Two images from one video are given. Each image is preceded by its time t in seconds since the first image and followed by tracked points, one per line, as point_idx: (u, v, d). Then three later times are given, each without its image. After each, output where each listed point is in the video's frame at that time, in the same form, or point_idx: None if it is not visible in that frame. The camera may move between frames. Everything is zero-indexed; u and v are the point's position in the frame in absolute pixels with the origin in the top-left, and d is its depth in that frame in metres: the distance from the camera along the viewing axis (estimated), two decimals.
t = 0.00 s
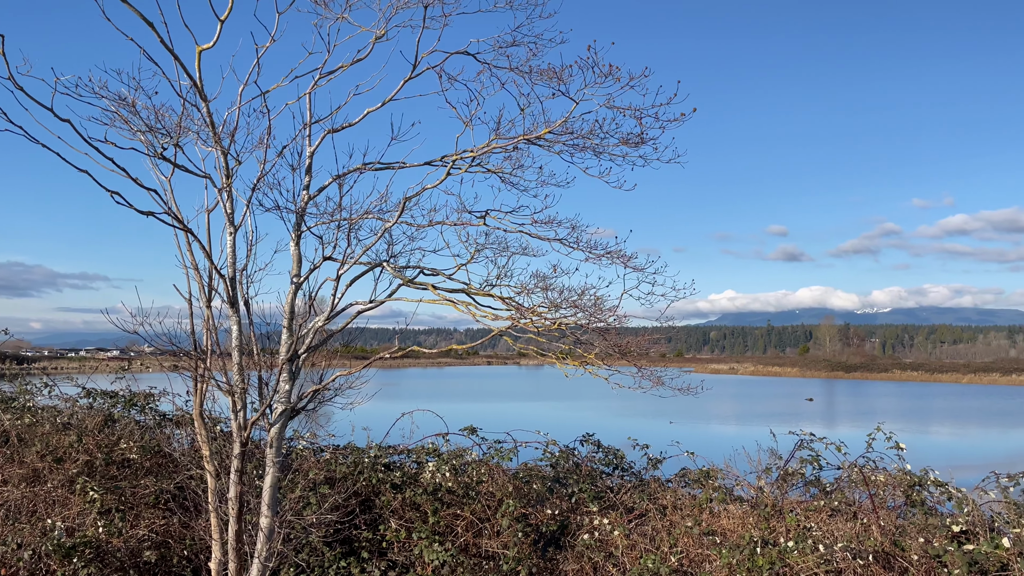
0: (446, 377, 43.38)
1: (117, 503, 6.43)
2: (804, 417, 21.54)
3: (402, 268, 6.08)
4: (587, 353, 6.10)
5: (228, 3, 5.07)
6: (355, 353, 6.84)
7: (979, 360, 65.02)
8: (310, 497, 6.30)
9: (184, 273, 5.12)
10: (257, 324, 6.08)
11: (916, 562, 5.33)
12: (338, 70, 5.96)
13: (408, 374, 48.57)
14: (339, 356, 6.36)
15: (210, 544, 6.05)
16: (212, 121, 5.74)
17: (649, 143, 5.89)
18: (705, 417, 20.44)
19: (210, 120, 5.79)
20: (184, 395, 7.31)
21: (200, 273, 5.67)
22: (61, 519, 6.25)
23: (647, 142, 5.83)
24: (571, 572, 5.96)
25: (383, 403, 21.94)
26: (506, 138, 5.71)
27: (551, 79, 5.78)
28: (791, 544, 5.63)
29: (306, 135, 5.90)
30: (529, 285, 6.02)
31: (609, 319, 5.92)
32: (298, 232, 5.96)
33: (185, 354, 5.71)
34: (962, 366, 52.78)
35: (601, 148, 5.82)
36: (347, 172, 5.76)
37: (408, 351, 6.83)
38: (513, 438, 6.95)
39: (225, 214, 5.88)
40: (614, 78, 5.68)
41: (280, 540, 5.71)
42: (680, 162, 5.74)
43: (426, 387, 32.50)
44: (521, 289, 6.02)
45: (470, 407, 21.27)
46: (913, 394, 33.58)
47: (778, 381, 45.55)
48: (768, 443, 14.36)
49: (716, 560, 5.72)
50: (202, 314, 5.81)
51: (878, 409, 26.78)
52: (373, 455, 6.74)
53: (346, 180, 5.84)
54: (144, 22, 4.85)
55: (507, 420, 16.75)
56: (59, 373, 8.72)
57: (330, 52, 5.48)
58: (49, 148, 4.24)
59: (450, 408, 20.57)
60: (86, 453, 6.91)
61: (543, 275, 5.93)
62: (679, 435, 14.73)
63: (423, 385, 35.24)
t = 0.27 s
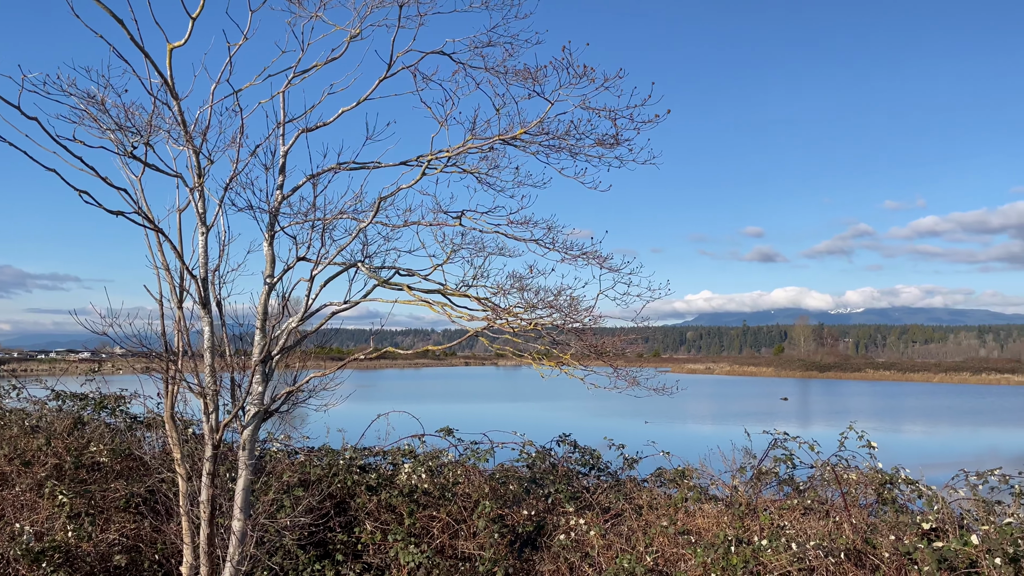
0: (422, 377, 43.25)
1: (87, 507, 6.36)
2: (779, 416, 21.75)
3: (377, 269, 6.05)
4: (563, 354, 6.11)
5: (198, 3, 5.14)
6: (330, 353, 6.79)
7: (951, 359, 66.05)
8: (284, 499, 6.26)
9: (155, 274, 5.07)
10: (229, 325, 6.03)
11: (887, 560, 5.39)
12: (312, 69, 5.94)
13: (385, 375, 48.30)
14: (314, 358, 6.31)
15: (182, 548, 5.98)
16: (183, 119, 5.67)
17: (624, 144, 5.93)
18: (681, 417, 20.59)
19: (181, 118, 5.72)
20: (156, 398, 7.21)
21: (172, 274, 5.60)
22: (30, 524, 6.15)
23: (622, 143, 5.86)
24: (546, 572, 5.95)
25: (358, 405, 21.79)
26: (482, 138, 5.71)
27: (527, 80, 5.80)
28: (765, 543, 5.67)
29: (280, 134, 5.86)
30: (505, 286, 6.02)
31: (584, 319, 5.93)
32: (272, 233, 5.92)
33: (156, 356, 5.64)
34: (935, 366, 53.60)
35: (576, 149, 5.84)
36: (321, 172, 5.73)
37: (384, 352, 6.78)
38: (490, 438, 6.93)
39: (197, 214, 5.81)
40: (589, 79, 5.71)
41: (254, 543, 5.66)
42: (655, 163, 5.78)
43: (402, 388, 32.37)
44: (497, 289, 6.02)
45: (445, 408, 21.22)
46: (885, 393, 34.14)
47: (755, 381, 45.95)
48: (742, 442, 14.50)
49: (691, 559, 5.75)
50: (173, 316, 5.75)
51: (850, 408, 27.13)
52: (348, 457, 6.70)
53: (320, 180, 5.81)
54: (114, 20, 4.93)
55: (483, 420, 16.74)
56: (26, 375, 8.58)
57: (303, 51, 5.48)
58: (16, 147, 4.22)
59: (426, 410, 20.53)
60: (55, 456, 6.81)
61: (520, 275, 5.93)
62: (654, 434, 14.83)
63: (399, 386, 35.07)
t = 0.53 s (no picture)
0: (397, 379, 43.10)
1: (52, 511, 6.27)
2: (751, 415, 21.96)
3: (348, 269, 6.02)
4: (535, 354, 6.12)
5: None
6: (301, 355, 6.74)
7: (921, 358, 67.19)
8: (254, 502, 6.20)
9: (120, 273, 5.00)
10: (198, 327, 5.95)
11: (855, 557, 5.45)
12: (283, 67, 5.91)
13: (359, 377, 47.95)
14: (284, 359, 6.26)
15: (149, 552, 5.89)
16: (149, 117, 5.60)
17: (596, 145, 5.94)
18: (654, 417, 20.74)
19: (148, 116, 5.65)
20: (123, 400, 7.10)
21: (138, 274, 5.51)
22: None
23: (594, 144, 5.89)
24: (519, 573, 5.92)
25: (331, 407, 21.63)
26: (454, 138, 5.70)
27: (499, 80, 5.81)
28: (735, 541, 5.71)
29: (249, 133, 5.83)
30: (478, 287, 6.01)
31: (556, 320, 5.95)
32: (241, 233, 5.85)
33: (122, 358, 5.56)
34: (905, 365, 54.47)
35: (548, 150, 5.85)
36: (291, 171, 5.70)
37: (357, 353, 6.74)
38: (463, 439, 6.90)
39: (164, 214, 5.73)
40: (560, 80, 5.73)
41: (222, 547, 5.59)
42: (626, 164, 5.82)
43: (376, 390, 32.19)
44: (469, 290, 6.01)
45: (419, 409, 21.16)
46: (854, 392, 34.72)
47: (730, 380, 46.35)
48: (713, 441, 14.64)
49: (662, 559, 5.77)
50: (139, 317, 5.67)
51: (820, 407, 27.50)
52: (320, 459, 6.65)
53: (290, 180, 5.77)
54: (78, 15, 4.92)
55: (456, 421, 16.72)
56: None
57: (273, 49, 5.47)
58: None
59: (399, 411, 20.45)
60: (19, 460, 6.69)
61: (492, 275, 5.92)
62: (626, 434, 14.92)
63: (373, 387, 34.89)
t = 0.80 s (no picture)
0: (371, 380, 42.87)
1: (15, 516, 6.16)
2: (724, 414, 22.17)
3: (319, 269, 6.00)
4: (507, 354, 6.13)
5: None
6: (272, 356, 6.70)
7: (892, 357, 68.34)
8: (223, 505, 6.14)
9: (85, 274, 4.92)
10: (165, 328, 5.87)
11: (823, 553, 5.51)
12: (252, 65, 5.84)
13: (333, 377, 47.58)
14: (254, 360, 6.22)
15: (115, 557, 5.80)
16: (115, 115, 5.51)
17: (568, 145, 5.96)
18: (628, 416, 20.85)
19: (113, 114, 5.55)
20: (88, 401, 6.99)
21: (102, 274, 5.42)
22: None
23: (566, 144, 5.90)
24: (491, 573, 5.92)
25: (302, 407, 21.45)
26: (425, 137, 5.68)
27: (470, 80, 5.80)
28: (706, 539, 5.75)
29: (218, 132, 5.77)
30: (450, 287, 6.00)
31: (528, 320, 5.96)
32: (209, 232, 5.79)
33: (85, 359, 5.46)
34: (875, 364, 55.37)
35: (521, 150, 5.85)
36: (260, 170, 5.65)
37: (328, 354, 6.68)
38: (435, 440, 6.89)
39: (130, 213, 5.65)
40: (532, 80, 5.74)
41: (190, 551, 5.52)
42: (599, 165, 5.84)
43: (350, 391, 32.03)
44: (442, 290, 6.00)
45: (390, 410, 21.07)
46: (824, 391, 35.26)
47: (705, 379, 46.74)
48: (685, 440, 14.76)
49: (634, 557, 5.78)
50: (104, 317, 5.58)
51: (791, 406, 27.86)
52: (290, 461, 6.60)
53: (260, 178, 5.71)
54: (41, 11, 4.81)
55: (428, 422, 16.67)
56: None
57: (242, 46, 5.40)
58: None
59: (371, 412, 20.36)
60: None
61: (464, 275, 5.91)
62: (598, 434, 14.99)
63: (347, 388, 34.69)
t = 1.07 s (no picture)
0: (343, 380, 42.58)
1: None
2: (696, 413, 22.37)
3: (288, 269, 5.99)
4: (478, 355, 6.13)
5: None
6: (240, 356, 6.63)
7: (862, 356, 69.51)
8: (190, 508, 6.08)
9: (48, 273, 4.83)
10: (130, 328, 5.79)
11: (791, 551, 5.57)
12: (219, 61, 5.77)
13: (305, 379, 47.13)
14: (222, 361, 6.18)
15: (79, 561, 5.72)
16: (79, 112, 5.41)
17: (539, 145, 5.97)
18: (600, 415, 20.95)
19: (77, 110, 5.45)
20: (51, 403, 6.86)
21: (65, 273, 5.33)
22: None
23: (537, 144, 5.91)
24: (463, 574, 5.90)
25: (272, 409, 21.24)
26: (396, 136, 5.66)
27: (441, 80, 5.78)
28: (676, 537, 5.77)
29: (185, 129, 5.69)
30: (421, 286, 5.99)
31: (499, 319, 5.96)
32: (176, 231, 5.71)
33: (47, 361, 5.36)
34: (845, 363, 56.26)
35: (492, 150, 5.85)
36: (227, 169, 5.59)
37: (298, 354, 6.62)
38: (407, 441, 6.86)
39: (94, 211, 5.55)
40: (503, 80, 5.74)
41: (156, 554, 5.45)
42: (570, 165, 5.87)
43: (321, 392, 31.82)
44: (413, 290, 5.98)
45: (361, 410, 20.96)
46: (794, 389, 35.75)
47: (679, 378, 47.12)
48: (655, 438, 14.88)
49: (606, 556, 5.79)
50: (68, 318, 5.48)
51: (761, 405, 28.23)
52: (259, 463, 6.54)
53: (228, 177, 5.65)
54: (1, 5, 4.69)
55: (398, 422, 16.61)
56: None
57: (209, 42, 5.33)
58: None
59: (342, 413, 20.24)
60: None
61: (435, 275, 5.90)
62: (569, 433, 15.06)
63: (318, 389, 34.42)
